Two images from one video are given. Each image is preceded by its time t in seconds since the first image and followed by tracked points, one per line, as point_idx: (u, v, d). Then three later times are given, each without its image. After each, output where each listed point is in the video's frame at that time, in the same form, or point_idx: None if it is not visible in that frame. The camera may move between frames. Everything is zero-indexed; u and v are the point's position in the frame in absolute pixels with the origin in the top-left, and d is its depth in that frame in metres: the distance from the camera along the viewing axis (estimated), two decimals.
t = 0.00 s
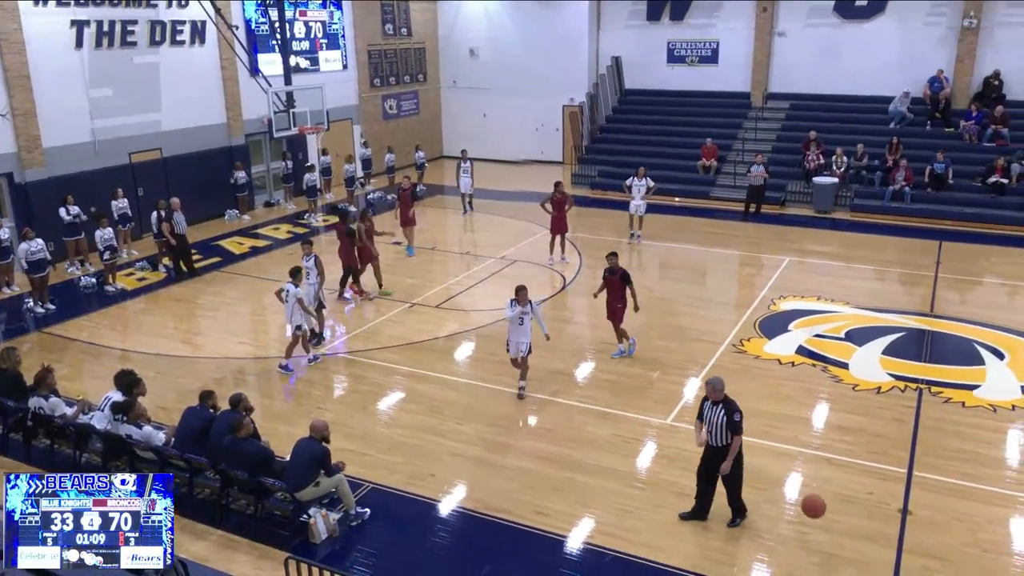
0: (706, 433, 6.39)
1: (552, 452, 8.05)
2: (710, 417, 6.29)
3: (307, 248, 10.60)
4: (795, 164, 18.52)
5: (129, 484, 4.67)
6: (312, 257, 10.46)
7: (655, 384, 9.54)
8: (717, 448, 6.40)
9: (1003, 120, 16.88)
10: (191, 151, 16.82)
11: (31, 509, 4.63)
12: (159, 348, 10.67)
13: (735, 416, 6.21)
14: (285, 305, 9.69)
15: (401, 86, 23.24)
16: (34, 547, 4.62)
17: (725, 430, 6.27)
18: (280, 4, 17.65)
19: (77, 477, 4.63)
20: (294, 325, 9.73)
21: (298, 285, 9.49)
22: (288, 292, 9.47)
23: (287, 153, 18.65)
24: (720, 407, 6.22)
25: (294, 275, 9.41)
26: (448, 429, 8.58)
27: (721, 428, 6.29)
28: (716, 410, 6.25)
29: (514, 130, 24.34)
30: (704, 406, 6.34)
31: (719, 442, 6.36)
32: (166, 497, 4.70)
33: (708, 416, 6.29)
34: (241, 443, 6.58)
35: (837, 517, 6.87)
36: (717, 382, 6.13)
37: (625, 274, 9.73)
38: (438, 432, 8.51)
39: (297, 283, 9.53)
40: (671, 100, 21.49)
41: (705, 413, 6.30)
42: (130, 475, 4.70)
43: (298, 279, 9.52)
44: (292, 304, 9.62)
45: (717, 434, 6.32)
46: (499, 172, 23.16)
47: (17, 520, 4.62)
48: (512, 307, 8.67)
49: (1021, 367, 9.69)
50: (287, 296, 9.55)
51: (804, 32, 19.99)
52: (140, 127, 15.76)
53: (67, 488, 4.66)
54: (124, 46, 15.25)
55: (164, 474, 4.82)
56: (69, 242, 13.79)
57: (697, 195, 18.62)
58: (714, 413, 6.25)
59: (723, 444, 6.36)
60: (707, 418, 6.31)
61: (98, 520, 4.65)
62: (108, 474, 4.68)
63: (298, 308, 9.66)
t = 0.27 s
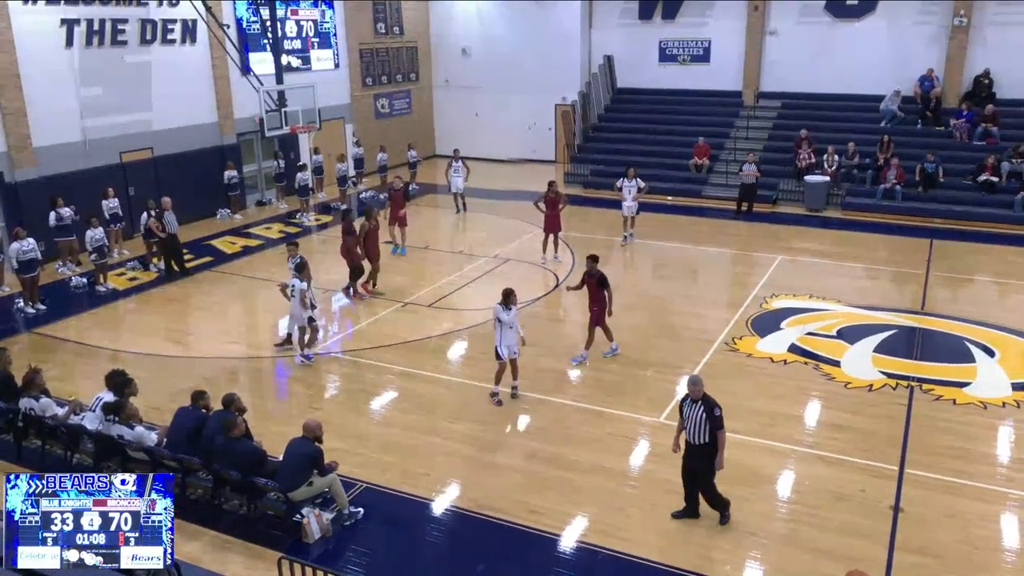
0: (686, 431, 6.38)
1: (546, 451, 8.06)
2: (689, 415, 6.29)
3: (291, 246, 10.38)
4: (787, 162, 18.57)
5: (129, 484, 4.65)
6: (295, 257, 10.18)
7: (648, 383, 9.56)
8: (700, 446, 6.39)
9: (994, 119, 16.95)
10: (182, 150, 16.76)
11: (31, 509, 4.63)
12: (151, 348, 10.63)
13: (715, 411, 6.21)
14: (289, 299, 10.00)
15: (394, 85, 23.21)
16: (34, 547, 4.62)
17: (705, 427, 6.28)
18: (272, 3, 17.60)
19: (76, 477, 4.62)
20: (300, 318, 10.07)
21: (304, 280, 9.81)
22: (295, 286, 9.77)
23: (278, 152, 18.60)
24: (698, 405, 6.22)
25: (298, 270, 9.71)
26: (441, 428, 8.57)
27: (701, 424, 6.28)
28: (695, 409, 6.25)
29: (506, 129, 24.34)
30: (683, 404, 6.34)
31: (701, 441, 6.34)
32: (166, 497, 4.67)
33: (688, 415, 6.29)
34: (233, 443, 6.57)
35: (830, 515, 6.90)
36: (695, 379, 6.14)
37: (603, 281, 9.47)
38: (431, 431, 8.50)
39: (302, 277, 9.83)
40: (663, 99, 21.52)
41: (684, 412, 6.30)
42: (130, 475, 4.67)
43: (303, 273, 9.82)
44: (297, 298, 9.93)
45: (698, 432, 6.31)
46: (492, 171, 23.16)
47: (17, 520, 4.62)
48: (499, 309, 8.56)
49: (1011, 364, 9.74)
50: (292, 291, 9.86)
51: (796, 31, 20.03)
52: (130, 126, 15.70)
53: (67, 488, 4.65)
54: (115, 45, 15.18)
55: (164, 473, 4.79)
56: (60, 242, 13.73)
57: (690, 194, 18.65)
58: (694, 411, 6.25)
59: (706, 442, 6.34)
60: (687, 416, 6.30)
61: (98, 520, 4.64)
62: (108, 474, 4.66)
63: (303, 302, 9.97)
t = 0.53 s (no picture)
0: (676, 431, 6.40)
1: (539, 450, 8.06)
2: (678, 415, 6.32)
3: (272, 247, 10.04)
4: (779, 161, 18.63)
5: (129, 484, 4.62)
6: (279, 259, 9.96)
7: (641, 381, 9.57)
8: (690, 445, 6.40)
9: (984, 117, 17.02)
10: (173, 150, 16.70)
11: (31, 509, 4.61)
12: (143, 348, 10.60)
13: (703, 409, 6.22)
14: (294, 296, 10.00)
15: (386, 84, 23.18)
16: (35, 547, 4.61)
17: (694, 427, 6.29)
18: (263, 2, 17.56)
19: (76, 477, 4.59)
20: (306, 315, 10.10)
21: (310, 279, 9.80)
22: (302, 285, 9.72)
23: (270, 151, 18.55)
24: (687, 404, 6.24)
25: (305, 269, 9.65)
26: (434, 427, 8.57)
27: (691, 424, 6.29)
28: (683, 409, 6.26)
29: (499, 128, 24.34)
30: (671, 405, 6.35)
31: (692, 440, 6.35)
32: (166, 497, 4.66)
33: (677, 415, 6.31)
34: (226, 443, 6.55)
35: (822, 512, 6.92)
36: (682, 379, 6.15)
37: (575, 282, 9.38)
38: (424, 431, 8.49)
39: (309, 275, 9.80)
40: (656, 98, 21.54)
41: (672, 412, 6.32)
42: (130, 475, 4.64)
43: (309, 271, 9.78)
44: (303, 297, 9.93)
45: (688, 431, 6.32)
46: (485, 170, 23.15)
47: (17, 520, 4.60)
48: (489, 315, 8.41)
49: (1002, 361, 9.79)
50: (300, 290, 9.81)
51: (787, 30, 20.08)
52: (121, 126, 15.64)
53: (67, 488, 4.63)
54: (105, 44, 15.12)
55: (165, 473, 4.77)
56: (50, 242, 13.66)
57: (682, 192, 18.68)
58: (681, 411, 6.27)
59: (696, 440, 6.35)
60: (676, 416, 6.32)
61: (98, 520, 4.63)
62: (108, 474, 4.63)
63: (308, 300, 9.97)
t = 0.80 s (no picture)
0: (673, 433, 6.38)
1: (532, 449, 8.06)
2: (675, 417, 6.29)
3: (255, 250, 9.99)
4: (771, 160, 18.68)
5: (129, 484, 4.63)
6: (262, 259, 9.90)
7: (634, 380, 9.58)
8: (687, 447, 6.39)
9: (975, 116, 17.09)
10: (164, 149, 16.64)
11: (31, 509, 4.59)
12: (135, 348, 10.56)
13: (700, 409, 6.22)
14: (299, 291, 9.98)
15: (378, 83, 23.15)
16: (34, 547, 4.58)
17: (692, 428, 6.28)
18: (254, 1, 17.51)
19: (77, 477, 4.58)
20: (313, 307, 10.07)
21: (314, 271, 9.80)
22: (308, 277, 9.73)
23: (262, 151, 18.50)
24: (684, 406, 6.22)
25: (307, 263, 9.66)
26: (428, 427, 8.56)
27: (689, 424, 6.28)
28: (679, 410, 6.25)
29: (491, 128, 24.34)
30: (666, 408, 6.33)
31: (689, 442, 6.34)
32: (166, 497, 4.67)
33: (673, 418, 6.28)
34: (219, 443, 6.54)
35: (815, 510, 6.94)
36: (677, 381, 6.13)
37: (547, 282, 9.29)
38: (418, 430, 8.48)
39: (311, 268, 9.81)
40: (648, 97, 21.57)
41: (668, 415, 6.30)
42: (130, 475, 4.65)
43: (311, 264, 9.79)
44: (308, 290, 9.92)
45: (685, 432, 6.30)
46: (478, 169, 23.14)
47: (17, 520, 4.58)
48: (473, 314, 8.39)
49: (992, 359, 9.84)
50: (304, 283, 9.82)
51: (779, 29, 20.14)
52: (112, 125, 15.58)
53: (67, 488, 4.61)
54: (96, 43, 15.05)
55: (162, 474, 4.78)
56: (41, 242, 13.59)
57: (675, 191, 18.72)
58: (679, 413, 6.25)
59: (693, 442, 6.33)
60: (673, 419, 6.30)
61: (98, 520, 4.61)
62: (108, 474, 4.63)
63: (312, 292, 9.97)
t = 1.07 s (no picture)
0: (679, 439, 6.36)
1: (526, 448, 8.06)
2: (682, 423, 6.27)
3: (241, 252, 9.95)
4: (763, 158, 18.72)
5: (129, 484, 4.63)
6: (248, 260, 9.86)
7: (627, 379, 9.59)
8: (694, 453, 6.36)
9: (965, 114, 17.17)
10: (156, 149, 16.57)
11: (31, 509, 4.55)
12: (127, 349, 10.51)
13: (708, 412, 6.24)
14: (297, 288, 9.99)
15: (371, 82, 23.11)
16: (34, 547, 4.56)
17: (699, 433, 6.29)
18: None
19: (77, 477, 4.57)
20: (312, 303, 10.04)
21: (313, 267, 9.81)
22: (307, 273, 9.75)
23: (255, 150, 18.45)
24: (691, 411, 6.22)
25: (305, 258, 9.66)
26: (421, 426, 8.55)
27: (697, 429, 6.28)
28: (686, 416, 6.24)
29: (484, 127, 24.33)
30: (673, 415, 6.31)
31: (697, 447, 6.33)
32: (166, 497, 4.68)
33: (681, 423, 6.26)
34: (212, 443, 6.51)
35: (808, 508, 6.96)
36: (683, 387, 6.12)
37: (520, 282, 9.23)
38: (411, 430, 8.47)
39: (309, 264, 9.83)
40: (641, 95, 21.59)
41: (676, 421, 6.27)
42: (130, 475, 4.66)
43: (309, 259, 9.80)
44: (307, 286, 9.91)
45: (693, 437, 6.29)
46: (471, 168, 23.14)
47: (17, 520, 4.55)
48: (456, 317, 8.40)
49: (983, 357, 9.89)
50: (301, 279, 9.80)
51: (771, 28, 20.18)
52: (103, 125, 15.51)
53: (67, 488, 4.59)
54: (87, 42, 14.97)
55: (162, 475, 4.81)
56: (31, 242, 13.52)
57: (668, 190, 18.74)
58: (687, 418, 6.24)
59: (701, 446, 6.33)
60: (680, 425, 6.28)
61: (98, 520, 4.59)
62: (108, 474, 4.63)
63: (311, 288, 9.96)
